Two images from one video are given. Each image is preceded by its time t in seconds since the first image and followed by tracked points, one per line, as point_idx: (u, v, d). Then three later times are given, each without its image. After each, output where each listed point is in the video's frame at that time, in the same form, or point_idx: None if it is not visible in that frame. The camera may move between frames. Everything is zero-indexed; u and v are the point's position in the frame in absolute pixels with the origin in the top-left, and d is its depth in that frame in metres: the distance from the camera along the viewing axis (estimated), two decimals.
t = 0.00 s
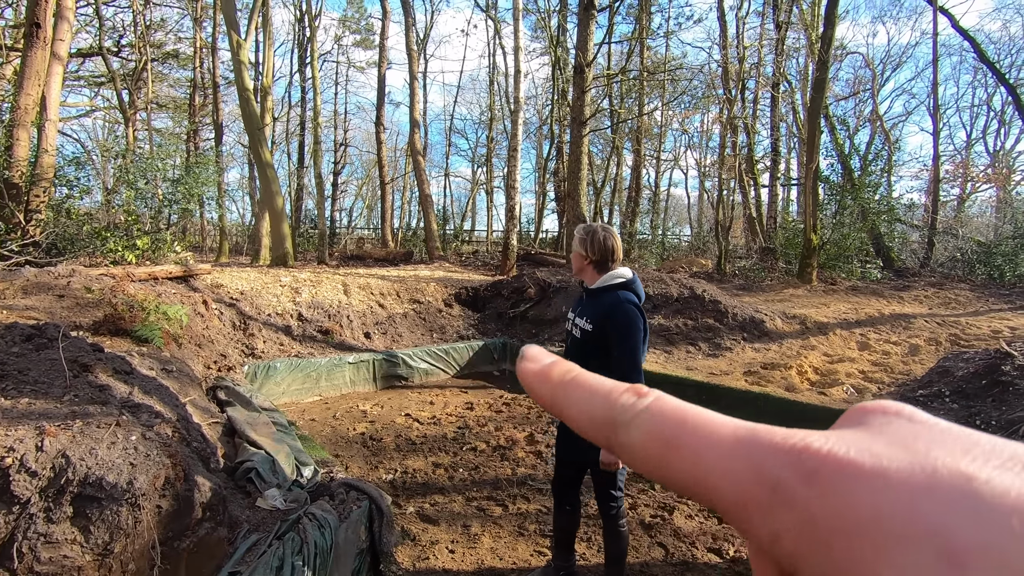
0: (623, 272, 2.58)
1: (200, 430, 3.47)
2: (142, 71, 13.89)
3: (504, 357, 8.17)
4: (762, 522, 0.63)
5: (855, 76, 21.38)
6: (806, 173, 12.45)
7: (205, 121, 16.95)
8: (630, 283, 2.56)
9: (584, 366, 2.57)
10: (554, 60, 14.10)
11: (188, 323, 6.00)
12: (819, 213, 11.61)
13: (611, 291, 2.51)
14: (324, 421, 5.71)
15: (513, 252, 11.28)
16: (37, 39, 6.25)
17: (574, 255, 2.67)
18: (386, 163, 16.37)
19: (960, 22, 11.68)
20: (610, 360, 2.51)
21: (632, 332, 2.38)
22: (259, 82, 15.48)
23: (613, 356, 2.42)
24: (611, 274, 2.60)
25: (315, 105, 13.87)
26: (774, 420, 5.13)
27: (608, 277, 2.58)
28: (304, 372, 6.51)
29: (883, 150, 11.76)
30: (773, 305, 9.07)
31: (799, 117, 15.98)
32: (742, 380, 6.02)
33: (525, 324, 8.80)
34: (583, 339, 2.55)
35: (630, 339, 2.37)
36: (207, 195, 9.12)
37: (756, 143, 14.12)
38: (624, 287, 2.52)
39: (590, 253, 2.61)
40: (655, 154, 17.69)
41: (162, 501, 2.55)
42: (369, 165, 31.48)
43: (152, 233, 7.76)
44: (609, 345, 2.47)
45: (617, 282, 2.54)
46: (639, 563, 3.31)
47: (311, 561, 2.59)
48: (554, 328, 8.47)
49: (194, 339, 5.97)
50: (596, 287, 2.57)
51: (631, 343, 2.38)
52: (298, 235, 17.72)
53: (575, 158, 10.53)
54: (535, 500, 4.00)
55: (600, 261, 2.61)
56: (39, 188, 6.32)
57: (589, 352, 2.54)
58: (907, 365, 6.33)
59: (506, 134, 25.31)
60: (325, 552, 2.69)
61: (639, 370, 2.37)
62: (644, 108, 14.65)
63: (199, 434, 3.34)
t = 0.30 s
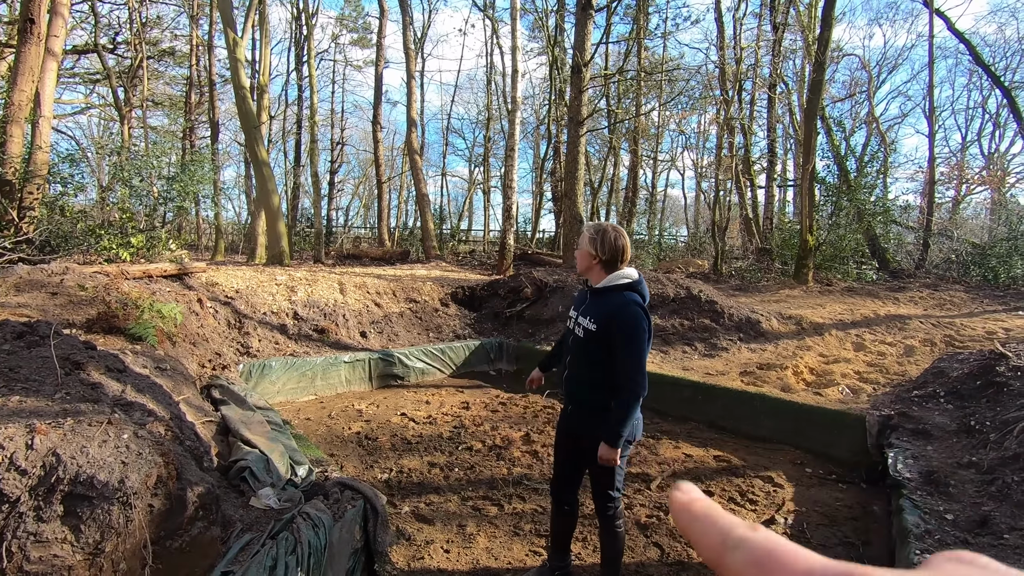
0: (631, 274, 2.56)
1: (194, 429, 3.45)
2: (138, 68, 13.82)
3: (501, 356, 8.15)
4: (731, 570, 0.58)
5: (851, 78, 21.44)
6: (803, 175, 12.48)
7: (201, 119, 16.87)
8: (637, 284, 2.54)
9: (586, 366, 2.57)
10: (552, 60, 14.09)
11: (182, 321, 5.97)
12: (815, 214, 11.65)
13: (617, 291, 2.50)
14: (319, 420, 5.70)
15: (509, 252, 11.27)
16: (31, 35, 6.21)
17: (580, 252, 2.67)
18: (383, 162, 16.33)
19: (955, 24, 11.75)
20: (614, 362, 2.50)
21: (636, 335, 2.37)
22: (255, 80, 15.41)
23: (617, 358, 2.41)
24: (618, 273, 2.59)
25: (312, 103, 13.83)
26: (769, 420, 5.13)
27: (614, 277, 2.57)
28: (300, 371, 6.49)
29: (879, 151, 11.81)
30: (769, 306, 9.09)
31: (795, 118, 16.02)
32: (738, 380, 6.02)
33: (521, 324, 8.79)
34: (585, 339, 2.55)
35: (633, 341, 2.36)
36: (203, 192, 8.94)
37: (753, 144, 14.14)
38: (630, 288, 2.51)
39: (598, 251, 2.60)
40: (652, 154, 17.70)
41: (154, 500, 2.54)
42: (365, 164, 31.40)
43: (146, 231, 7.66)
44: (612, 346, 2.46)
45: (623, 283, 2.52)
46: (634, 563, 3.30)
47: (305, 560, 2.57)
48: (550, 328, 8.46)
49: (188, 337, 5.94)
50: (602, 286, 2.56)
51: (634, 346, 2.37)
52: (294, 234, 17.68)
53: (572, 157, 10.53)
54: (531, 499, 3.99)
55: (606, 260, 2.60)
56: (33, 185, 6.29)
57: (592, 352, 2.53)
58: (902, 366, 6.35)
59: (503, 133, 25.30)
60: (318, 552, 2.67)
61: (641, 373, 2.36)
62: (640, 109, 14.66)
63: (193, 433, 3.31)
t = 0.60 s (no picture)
0: (637, 275, 2.54)
1: (190, 427, 3.43)
2: (134, 64, 13.77)
3: (498, 355, 8.12)
4: None
5: (849, 78, 21.48)
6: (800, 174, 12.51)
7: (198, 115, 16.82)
8: (642, 285, 2.53)
9: (588, 365, 2.55)
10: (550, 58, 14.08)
11: (178, 318, 5.95)
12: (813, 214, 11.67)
13: (624, 291, 2.48)
14: (316, 418, 5.68)
15: (507, 250, 11.25)
16: (26, 30, 6.19)
17: (613, 250, 2.52)
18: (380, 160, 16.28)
19: (952, 24, 11.77)
20: (617, 361, 2.49)
21: (642, 336, 2.35)
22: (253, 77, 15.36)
23: (622, 357, 2.40)
24: (626, 273, 2.57)
25: (310, 100, 13.79)
26: (767, 419, 5.13)
27: (621, 277, 2.54)
28: (297, 369, 6.46)
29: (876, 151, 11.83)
30: (766, 305, 9.08)
31: (793, 118, 16.04)
32: (736, 379, 6.02)
33: (519, 323, 8.77)
34: (590, 338, 2.52)
35: (640, 342, 2.34)
36: (201, 189, 8.82)
37: (751, 143, 14.15)
38: (636, 289, 2.49)
39: (624, 252, 2.56)
40: (650, 153, 17.69)
41: (149, 500, 2.51)
42: (363, 162, 31.34)
43: (142, 228, 7.53)
44: (617, 346, 2.44)
45: (630, 283, 2.50)
46: (633, 563, 3.29)
47: (302, 560, 2.56)
48: (548, 326, 8.45)
49: (184, 335, 5.91)
50: (608, 285, 2.53)
51: (639, 346, 2.35)
52: (291, 231, 17.65)
53: (571, 156, 10.50)
54: (528, 498, 3.98)
55: (625, 261, 2.58)
56: (28, 180, 6.29)
57: (596, 351, 2.51)
58: (899, 365, 6.36)
59: (501, 131, 25.27)
60: (316, 551, 2.65)
61: (645, 373, 2.35)
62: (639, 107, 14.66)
63: (189, 431, 3.29)
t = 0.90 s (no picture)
0: (646, 278, 2.51)
1: (188, 430, 3.40)
2: (134, 64, 13.74)
3: (498, 356, 8.08)
4: None
5: (849, 79, 21.46)
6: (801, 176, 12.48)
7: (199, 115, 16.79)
8: (651, 287, 2.51)
9: (598, 367, 2.50)
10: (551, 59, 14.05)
11: (177, 319, 5.92)
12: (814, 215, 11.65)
13: (636, 293, 2.44)
14: (315, 420, 5.65)
15: (507, 251, 11.21)
16: (24, 29, 6.16)
17: (627, 255, 2.49)
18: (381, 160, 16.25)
19: (954, 26, 11.75)
20: (629, 363, 2.46)
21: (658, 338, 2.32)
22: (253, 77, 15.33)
23: (636, 359, 2.37)
24: (635, 275, 2.53)
25: (311, 100, 13.76)
26: (768, 422, 5.10)
27: (631, 279, 2.51)
28: (296, 370, 6.44)
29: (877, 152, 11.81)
30: (768, 307, 9.06)
31: (793, 119, 16.01)
32: (737, 381, 6.00)
33: (519, 324, 8.74)
34: (602, 341, 2.47)
35: (656, 344, 2.31)
36: (201, 188, 8.84)
37: (752, 144, 14.13)
38: (646, 292, 2.47)
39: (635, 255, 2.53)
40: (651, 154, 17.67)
41: (145, 504, 2.50)
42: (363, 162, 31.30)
43: (141, 228, 7.51)
44: (631, 348, 2.40)
45: (640, 286, 2.47)
46: (634, 567, 3.27)
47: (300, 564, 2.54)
48: (548, 327, 8.42)
49: (183, 335, 5.89)
50: (618, 288, 2.49)
51: (653, 349, 2.33)
52: (291, 231, 17.62)
53: (571, 156, 10.47)
54: (529, 501, 3.95)
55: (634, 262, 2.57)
56: (26, 180, 6.26)
57: (608, 353, 2.47)
58: (901, 368, 6.33)
59: (502, 132, 25.25)
60: (315, 555, 2.63)
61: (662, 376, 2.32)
62: (640, 108, 14.64)
63: (186, 434, 3.26)
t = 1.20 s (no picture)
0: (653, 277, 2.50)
1: (189, 433, 3.38)
2: (137, 66, 13.75)
3: (501, 356, 8.04)
4: None
5: (854, 78, 21.34)
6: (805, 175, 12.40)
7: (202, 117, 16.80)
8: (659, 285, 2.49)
9: (614, 367, 2.44)
10: (553, 59, 14.00)
11: (179, 320, 5.91)
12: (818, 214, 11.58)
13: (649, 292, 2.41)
14: (318, 421, 5.62)
15: (510, 251, 11.17)
16: (27, 31, 6.15)
17: (633, 255, 2.45)
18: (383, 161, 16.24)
19: (959, 24, 11.65)
20: (646, 362, 2.43)
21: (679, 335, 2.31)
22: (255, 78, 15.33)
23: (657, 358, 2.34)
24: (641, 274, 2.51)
25: (313, 102, 13.74)
26: (774, 423, 5.05)
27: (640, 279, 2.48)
28: (298, 371, 6.42)
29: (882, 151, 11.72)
30: (772, 307, 8.99)
31: (797, 118, 15.93)
32: (742, 382, 5.95)
33: (522, 325, 8.71)
34: (619, 340, 2.41)
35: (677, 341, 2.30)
36: (203, 190, 8.85)
37: (755, 144, 14.05)
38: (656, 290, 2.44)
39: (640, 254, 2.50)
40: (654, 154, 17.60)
41: (144, 509, 2.46)
42: (365, 163, 31.29)
43: (144, 229, 7.51)
44: (649, 347, 2.37)
45: (650, 284, 2.46)
46: (639, 571, 3.23)
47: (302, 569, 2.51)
48: (551, 328, 8.38)
49: (185, 337, 5.87)
50: (629, 287, 2.45)
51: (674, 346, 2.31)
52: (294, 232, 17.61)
53: (574, 156, 10.43)
54: (533, 504, 3.91)
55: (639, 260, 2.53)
56: (29, 182, 6.26)
57: (625, 353, 2.42)
58: (908, 368, 6.27)
59: (504, 132, 25.21)
60: (316, 559, 2.61)
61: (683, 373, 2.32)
62: (642, 108, 14.58)
63: (187, 437, 3.24)
